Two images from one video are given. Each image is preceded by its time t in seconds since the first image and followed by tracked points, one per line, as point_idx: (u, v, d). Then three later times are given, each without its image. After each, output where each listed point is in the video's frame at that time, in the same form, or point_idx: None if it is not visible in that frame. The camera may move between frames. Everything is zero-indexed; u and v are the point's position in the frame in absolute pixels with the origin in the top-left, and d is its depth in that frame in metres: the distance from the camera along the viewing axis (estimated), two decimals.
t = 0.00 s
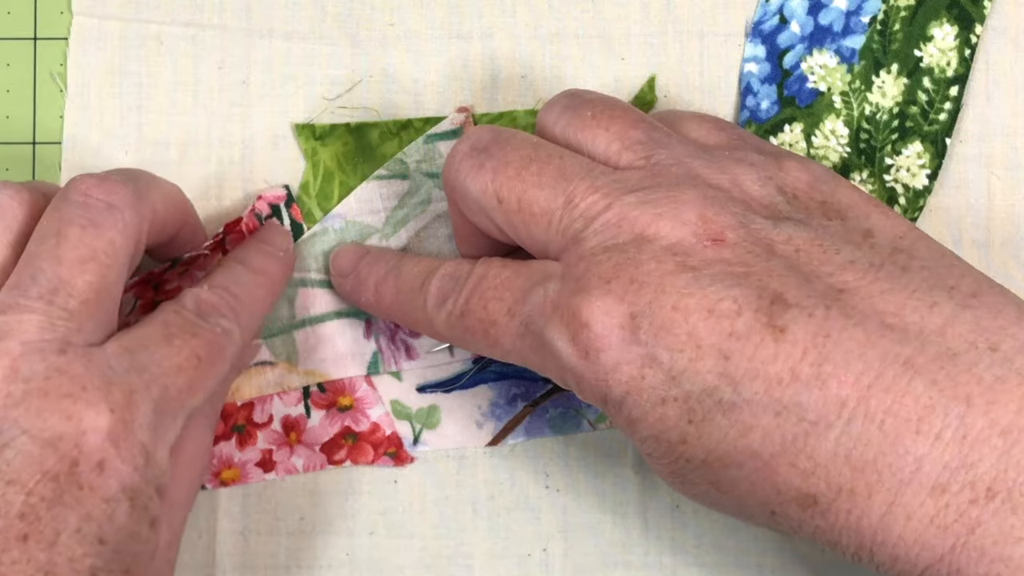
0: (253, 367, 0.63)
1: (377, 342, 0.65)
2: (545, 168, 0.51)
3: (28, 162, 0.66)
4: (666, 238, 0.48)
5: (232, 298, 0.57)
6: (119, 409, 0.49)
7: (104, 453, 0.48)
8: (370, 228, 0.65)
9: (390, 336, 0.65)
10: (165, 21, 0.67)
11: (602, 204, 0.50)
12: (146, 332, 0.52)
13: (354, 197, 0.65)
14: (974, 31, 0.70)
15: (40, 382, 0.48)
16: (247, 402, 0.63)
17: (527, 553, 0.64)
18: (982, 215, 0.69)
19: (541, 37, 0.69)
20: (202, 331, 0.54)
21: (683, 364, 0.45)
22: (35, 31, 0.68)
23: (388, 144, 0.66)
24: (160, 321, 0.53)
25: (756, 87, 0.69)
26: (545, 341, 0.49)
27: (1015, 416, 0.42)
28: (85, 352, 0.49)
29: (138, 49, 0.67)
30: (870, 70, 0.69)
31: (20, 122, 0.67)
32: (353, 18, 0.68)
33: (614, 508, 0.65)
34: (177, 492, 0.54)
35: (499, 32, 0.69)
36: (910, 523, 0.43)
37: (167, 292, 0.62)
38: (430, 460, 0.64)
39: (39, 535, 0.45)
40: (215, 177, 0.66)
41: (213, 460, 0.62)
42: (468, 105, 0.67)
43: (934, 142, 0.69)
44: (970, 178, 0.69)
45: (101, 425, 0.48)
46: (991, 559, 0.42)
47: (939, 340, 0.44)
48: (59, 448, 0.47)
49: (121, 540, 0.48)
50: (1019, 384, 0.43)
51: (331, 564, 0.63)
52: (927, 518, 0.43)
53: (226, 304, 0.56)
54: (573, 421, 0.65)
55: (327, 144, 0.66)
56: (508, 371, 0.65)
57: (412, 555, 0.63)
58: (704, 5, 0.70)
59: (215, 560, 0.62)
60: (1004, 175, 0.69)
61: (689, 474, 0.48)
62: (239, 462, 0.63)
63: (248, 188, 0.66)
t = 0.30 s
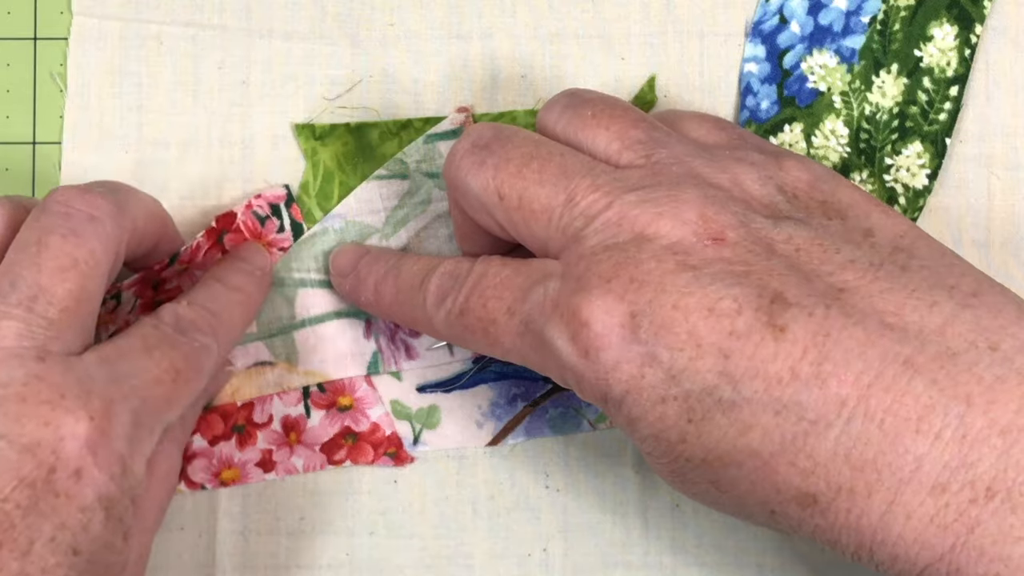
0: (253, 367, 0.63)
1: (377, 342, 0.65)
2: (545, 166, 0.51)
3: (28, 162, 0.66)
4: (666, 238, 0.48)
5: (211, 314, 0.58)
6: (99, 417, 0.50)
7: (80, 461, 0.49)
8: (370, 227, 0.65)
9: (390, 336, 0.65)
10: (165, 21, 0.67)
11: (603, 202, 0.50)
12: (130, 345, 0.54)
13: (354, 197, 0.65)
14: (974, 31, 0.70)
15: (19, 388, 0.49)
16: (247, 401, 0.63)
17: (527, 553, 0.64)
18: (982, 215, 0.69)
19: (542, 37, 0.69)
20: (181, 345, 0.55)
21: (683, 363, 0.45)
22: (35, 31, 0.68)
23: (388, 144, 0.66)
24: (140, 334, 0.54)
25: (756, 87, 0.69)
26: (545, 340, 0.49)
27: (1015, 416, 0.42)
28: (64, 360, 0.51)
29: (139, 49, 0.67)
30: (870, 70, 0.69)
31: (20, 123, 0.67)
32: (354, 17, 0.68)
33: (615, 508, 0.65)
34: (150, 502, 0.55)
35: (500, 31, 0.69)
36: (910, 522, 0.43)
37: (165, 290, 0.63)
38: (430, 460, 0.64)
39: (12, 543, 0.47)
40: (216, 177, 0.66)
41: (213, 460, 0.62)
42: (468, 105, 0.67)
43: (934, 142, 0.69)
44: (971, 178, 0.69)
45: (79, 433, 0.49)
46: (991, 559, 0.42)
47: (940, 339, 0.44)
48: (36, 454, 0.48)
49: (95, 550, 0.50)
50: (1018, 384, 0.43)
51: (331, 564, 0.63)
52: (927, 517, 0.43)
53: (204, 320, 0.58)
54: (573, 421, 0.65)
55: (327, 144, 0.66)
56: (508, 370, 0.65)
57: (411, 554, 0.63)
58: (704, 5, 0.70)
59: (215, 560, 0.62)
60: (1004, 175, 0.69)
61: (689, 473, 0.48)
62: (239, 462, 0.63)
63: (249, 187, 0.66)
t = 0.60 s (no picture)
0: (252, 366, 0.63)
1: (377, 342, 0.65)
2: (545, 162, 0.51)
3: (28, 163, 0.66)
4: (667, 236, 0.48)
5: (271, 357, 0.59)
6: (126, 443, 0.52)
7: (164, 542, 0.51)
8: (370, 228, 0.65)
9: (390, 336, 0.65)
10: (165, 21, 0.67)
11: (603, 200, 0.50)
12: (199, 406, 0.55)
13: (353, 197, 0.65)
14: (974, 31, 0.70)
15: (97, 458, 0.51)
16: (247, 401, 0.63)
17: (527, 553, 0.64)
18: (982, 214, 0.69)
19: (542, 37, 0.69)
20: (250, 405, 0.57)
21: (682, 361, 0.45)
22: (35, 32, 0.68)
23: (388, 144, 0.66)
24: (211, 392, 0.56)
25: (756, 87, 0.69)
26: (545, 341, 0.49)
27: (1013, 416, 0.42)
28: (144, 431, 0.52)
29: (139, 49, 0.67)
30: (870, 70, 0.69)
31: (20, 123, 0.67)
32: (356, 16, 0.68)
33: (615, 507, 0.65)
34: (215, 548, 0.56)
35: (501, 31, 0.69)
36: (909, 522, 0.43)
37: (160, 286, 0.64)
38: (431, 460, 0.64)
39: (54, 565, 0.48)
40: (217, 177, 0.66)
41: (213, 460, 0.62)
42: (468, 105, 0.67)
43: (934, 142, 0.69)
44: (970, 178, 0.69)
45: (166, 516, 0.51)
46: (990, 560, 0.42)
47: (939, 338, 0.44)
48: (124, 537, 0.50)
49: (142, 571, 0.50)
50: (1018, 383, 0.43)
51: (331, 564, 0.63)
52: (925, 517, 0.43)
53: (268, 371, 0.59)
54: (573, 421, 0.65)
55: (327, 144, 0.66)
56: (508, 370, 0.65)
57: (411, 554, 0.63)
58: (704, 5, 0.70)
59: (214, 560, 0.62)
60: (1003, 175, 0.69)
61: (688, 473, 0.48)
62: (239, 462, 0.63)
63: (249, 187, 0.66)
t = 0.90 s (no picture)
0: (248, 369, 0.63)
1: (377, 342, 0.64)
2: (521, 166, 0.50)
3: (28, 163, 0.66)
4: (642, 255, 0.47)
5: (283, 376, 0.59)
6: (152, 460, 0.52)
7: (202, 565, 0.52)
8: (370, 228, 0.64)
9: (390, 336, 0.64)
10: (165, 21, 0.67)
11: (579, 209, 0.49)
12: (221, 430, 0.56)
13: (352, 197, 0.64)
14: (975, 32, 0.70)
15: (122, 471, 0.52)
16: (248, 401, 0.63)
17: (527, 553, 0.64)
18: (982, 215, 0.69)
19: (542, 38, 0.69)
20: (269, 426, 0.57)
21: (650, 388, 0.45)
22: (35, 31, 0.68)
23: (388, 144, 0.66)
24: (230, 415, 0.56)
25: (756, 87, 0.69)
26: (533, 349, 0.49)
27: (975, 448, 0.42)
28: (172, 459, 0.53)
29: (139, 48, 0.67)
30: (870, 70, 0.69)
31: (20, 123, 0.67)
32: (356, 16, 0.68)
33: (614, 509, 0.65)
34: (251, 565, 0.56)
35: (502, 31, 0.69)
36: (871, 551, 0.44)
37: (160, 286, 0.64)
38: (431, 460, 0.64)
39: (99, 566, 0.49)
40: (217, 176, 0.66)
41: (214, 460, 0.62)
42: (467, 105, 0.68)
43: (934, 142, 0.69)
44: (971, 178, 0.69)
45: (195, 534, 0.52)
46: None
47: (906, 368, 0.44)
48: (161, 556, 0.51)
49: None
50: (981, 415, 0.43)
51: (331, 564, 0.63)
52: (887, 547, 0.43)
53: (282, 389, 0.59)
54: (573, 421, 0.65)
55: (327, 144, 0.66)
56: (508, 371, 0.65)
57: (411, 555, 0.63)
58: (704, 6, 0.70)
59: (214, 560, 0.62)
60: (1003, 175, 0.69)
61: (652, 495, 0.49)
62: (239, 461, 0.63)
63: (249, 187, 0.66)
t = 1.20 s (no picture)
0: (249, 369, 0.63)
1: (377, 342, 0.63)
2: (504, 186, 0.49)
3: (28, 163, 0.66)
4: (625, 273, 0.46)
5: (284, 390, 0.59)
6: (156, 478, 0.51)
7: None
8: (370, 227, 0.64)
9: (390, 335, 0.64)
10: (165, 21, 0.67)
11: (562, 229, 0.48)
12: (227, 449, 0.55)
13: (351, 197, 0.63)
14: (975, 31, 0.70)
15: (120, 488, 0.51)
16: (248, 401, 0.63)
17: (527, 553, 0.64)
18: (982, 214, 0.69)
19: (542, 37, 0.69)
20: (276, 442, 0.57)
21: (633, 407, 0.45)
22: (35, 31, 0.68)
23: (388, 143, 0.66)
24: (233, 433, 0.56)
25: (756, 87, 0.69)
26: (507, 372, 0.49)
27: (962, 465, 0.41)
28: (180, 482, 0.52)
29: (139, 49, 0.67)
30: (870, 70, 0.69)
31: (20, 124, 0.67)
32: (356, 16, 0.68)
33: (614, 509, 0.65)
34: None
35: (502, 31, 0.69)
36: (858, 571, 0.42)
37: (160, 286, 0.64)
38: (431, 459, 0.64)
39: None
40: (217, 176, 0.66)
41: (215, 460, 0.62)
42: (467, 103, 0.67)
43: (934, 142, 0.69)
44: (970, 178, 0.69)
45: (213, 548, 0.50)
46: None
47: (891, 385, 0.43)
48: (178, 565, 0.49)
49: None
50: (969, 431, 0.42)
51: (331, 564, 0.63)
52: (874, 567, 0.42)
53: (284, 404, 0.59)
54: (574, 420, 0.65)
55: (327, 144, 0.66)
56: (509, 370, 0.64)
57: (411, 555, 0.63)
58: (704, 6, 0.70)
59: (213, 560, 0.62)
60: (1003, 175, 0.69)
61: (641, 512, 0.48)
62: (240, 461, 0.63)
63: (248, 187, 0.66)
